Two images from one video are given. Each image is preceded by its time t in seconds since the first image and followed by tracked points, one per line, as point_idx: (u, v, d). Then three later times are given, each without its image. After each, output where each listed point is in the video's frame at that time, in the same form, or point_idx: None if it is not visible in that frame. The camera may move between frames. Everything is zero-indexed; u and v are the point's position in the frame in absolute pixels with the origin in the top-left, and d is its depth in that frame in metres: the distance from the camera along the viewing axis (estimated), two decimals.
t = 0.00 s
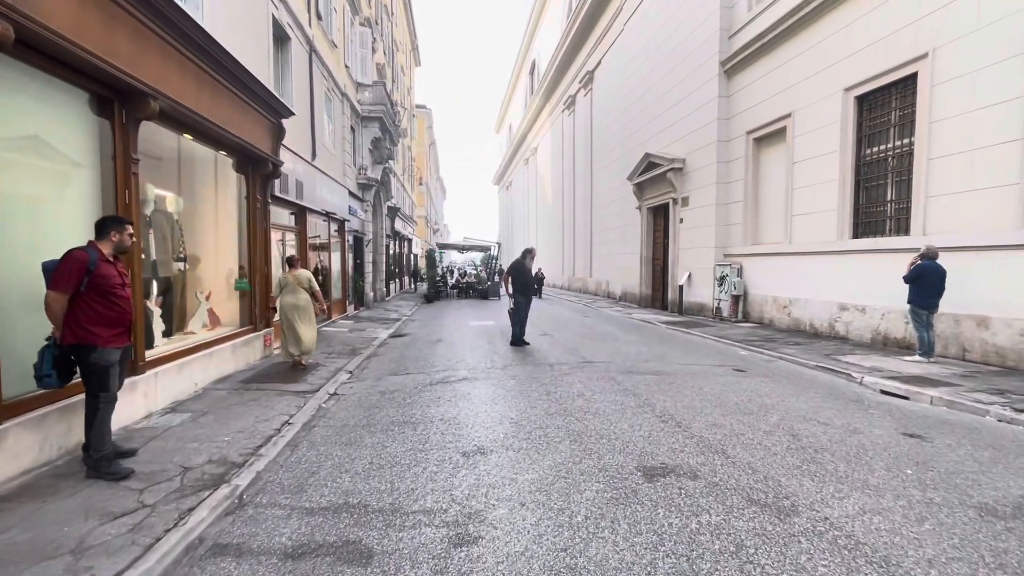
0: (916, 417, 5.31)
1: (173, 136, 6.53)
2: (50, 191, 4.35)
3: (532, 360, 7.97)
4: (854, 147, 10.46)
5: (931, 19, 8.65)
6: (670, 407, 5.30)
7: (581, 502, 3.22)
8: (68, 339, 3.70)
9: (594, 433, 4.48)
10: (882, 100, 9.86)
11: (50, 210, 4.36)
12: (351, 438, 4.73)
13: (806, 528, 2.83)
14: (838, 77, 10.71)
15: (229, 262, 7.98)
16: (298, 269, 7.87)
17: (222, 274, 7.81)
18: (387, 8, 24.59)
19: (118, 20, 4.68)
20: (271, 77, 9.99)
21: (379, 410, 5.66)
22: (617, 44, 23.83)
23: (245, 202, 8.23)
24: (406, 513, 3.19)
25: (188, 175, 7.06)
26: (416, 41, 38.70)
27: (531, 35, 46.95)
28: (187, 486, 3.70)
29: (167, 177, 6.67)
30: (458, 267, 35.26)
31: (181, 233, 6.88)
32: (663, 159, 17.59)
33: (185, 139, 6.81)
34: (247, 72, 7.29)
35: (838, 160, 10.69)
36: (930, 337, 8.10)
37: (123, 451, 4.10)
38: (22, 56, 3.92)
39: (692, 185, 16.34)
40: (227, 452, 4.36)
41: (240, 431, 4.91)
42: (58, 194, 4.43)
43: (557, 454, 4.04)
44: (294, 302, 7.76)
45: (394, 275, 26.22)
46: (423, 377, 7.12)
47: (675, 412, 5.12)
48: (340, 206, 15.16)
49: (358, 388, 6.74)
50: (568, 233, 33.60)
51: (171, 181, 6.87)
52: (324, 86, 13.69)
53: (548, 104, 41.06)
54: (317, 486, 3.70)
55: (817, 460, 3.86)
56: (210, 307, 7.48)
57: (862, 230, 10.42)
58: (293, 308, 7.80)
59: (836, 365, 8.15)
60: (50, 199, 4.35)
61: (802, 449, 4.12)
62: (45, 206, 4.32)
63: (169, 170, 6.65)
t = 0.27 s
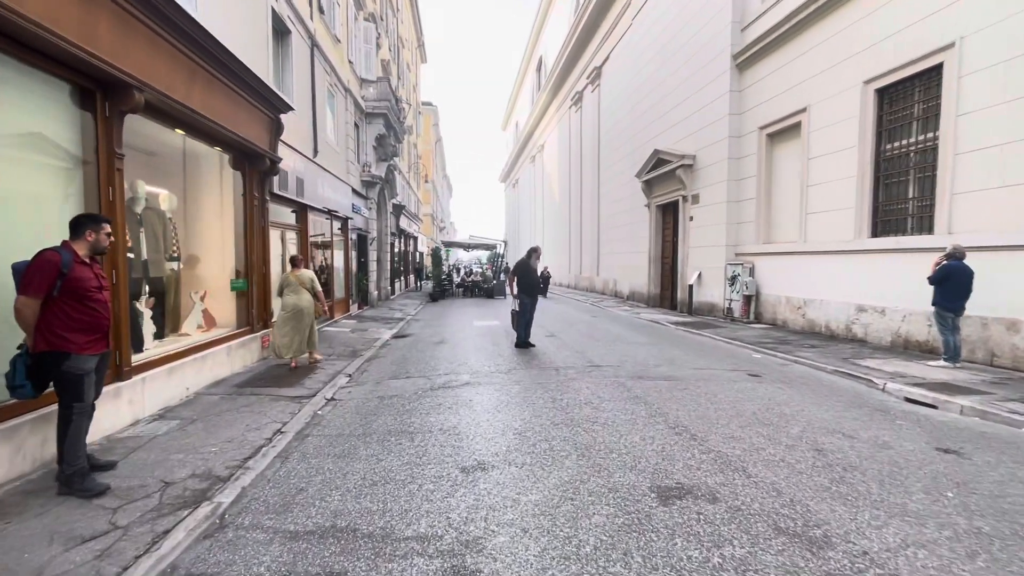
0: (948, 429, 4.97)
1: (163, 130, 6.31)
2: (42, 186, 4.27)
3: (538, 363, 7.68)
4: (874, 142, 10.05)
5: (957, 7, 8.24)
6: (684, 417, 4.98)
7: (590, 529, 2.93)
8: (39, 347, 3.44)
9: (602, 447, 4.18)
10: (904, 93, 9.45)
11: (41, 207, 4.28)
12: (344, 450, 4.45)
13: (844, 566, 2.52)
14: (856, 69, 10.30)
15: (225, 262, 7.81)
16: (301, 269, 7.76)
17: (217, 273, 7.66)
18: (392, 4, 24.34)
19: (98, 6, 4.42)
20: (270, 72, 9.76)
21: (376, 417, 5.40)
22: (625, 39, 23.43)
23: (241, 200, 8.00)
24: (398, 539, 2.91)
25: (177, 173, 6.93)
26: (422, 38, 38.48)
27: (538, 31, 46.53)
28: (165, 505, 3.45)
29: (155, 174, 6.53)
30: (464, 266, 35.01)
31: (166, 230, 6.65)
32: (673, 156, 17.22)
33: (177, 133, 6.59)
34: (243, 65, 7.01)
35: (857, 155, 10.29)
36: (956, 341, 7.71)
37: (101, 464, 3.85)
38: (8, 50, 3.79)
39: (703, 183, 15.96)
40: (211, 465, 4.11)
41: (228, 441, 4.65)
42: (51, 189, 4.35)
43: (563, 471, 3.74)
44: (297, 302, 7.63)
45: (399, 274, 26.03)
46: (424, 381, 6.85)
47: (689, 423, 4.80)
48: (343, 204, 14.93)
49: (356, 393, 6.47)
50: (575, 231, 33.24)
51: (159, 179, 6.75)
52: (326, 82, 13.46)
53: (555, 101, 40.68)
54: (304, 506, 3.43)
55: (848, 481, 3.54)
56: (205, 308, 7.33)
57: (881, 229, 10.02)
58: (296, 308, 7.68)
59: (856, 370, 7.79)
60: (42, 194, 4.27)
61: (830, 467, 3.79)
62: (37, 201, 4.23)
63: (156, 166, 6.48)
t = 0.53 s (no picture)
0: (981, 436, 4.71)
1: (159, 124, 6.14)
2: (42, 185, 4.15)
3: (545, 365, 7.46)
4: (892, 138, 9.76)
5: None
6: (701, 423, 4.74)
7: (607, 548, 2.70)
8: (24, 349, 3.24)
9: (616, 456, 3.95)
10: (924, 86, 9.15)
11: (40, 206, 4.16)
12: (344, 456, 4.24)
13: None
14: (873, 62, 10.00)
15: (226, 260, 7.62)
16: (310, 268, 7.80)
17: (217, 271, 7.47)
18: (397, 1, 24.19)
19: None
20: (273, 67, 9.59)
21: (379, 421, 5.19)
22: (632, 36, 23.15)
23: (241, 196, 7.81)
24: (399, 557, 2.69)
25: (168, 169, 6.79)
26: (428, 37, 38.34)
27: (543, 29, 46.29)
28: (153, 515, 3.25)
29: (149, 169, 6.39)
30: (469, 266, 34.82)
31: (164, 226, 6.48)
32: (681, 153, 16.95)
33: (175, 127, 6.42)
34: (244, 58, 6.82)
35: (873, 151, 10.00)
36: (980, 343, 7.43)
37: (90, 471, 3.67)
38: (7, 43, 3.72)
39: (713, 181, 15.68)
40: (205, 472, 3.91)
41: (224, 447, 4.45)
42: (50, 189, 4.23)
43: (575, 481, 3.52)
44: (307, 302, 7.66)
45: (404, 273, 25.90)
46: (428, 383, 6.65)
47: (706, 429, 4.56)
48: (347, 202, 14.76)
49: (358, 395, 6.27)
50: (581, 230, 32.98)
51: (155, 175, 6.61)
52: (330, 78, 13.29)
53: (560, 100, 40.43)
54: (300, 518, 3.22)
55: (883, 494, 3.28)
56: (204, 308, 7.15)
57: (899, 227, 9.72)
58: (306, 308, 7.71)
59: (875, 372, 7.52)
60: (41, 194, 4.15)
61: (861, 478, 3.54)
62: (35, 201, 4.12)
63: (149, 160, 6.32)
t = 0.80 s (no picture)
0: None
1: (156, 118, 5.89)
2: (22, 180, 3.88)
3: (557, 369, 7.17)
4: (917, 132, 9.38)
5: None
6: (726, 435, 4.43)
7: None
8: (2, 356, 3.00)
9: (639, 472, 3.66)
10: (952, 78, 8.77)
11: (24, 203, 3.90)
12: (347, 470, 3.97)
13: None
14: (897, 54, 9.62)
15: (228, 259, 7.38)
16: (319, 268, 7.81)
17: (219, 271, 7.24)
18: None
19: None
20: (276, 61, 9.36)
21: (384, 430, 4.92)
22: (642, 32, 22.79)
23: (243, 192, 7.55)
24: None
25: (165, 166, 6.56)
26: (434, 34, 38.10)
27: (551, 27, 45.95)
28: (139, 538, 2.99)
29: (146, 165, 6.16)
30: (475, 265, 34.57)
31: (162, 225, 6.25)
32: (693, 151, 16.59)
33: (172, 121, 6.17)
34: (244, 49, 6.55)
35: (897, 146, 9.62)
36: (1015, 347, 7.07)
37: (74, 487, 3.41)
38: None
39: (726, 178, 15.31)
40: (198, 487, 3.65)
41: (220, 458, 4.20)
42: (32, 185, 3.95)
43: (597, 502, 3.22)
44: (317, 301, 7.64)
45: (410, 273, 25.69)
46: (435, 388, 6.38)
47: (733, 442, 4.25)
48: (353, 200, 14.54)
49: (363, 401, 6.01)
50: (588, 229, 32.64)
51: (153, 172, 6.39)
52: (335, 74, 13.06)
53: (568, 98, 40.07)
54: (296, 542, 2.95)
55: (938, 520, 2.97)
56: (205, 308, 6.92)
57: (925, 225, 9.35)
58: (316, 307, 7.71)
59: (903, 378, 7.18)
60: (21, 190, 3.88)
61: (911, 500, 3.23)
62: (15, 197, 3.84)
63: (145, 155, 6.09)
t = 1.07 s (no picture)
0: None
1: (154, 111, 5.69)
2: (12, 175, 3.70)
3: (567, 370, 6.93)
4: (942, 124, 9.02)
5: None
6: (749, 442, 4.16)
7: None
8: None
9: (658, 483, 3.41)
10: (980, 68, 8.40)
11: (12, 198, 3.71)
12: (347, 478, 3.75)
13: None
14: (920, 43, 9.25)
15: (229, 257, 7.20)
16: (325, 265, 7.78)
17: (219, 269, 7.06)
18: None
19: None
20: (279, 54, 9.16)
21: (388, 435, 4.70)
22: (651, 25, 22.40)
23: (244, 188, 7.34)
24: None
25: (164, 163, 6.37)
26: (441, 30, 37.84)
27: (558, 23, 45.56)
28: (122, 553, 2.79)
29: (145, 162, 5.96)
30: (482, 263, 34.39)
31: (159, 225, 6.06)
32: (705, 146, 16.24)
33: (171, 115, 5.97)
34: (245, 40, 6.32)
35: (920, 139, 9.27)
36: None
37: (58, 496, 3.22)
38: None
39: (739, 173, 14.97)
40: (189, 497, 3.45)
41: (214, 464, 4.00)
42: (21, 180, 3.77)
43: (615, 518, 2.98)
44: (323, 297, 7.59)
45: (416, 271, 25.53)
46: (441, 390, 6.16)
47: (757, 450, 3.99)
48: (358, 197, 14.36)
49: (366, 403, 5.81)
50: (596, 227, 32.34)
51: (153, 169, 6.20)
52: (339, 69, 12.86)
53: (575, 94, 39.70)
54: (290, 560, 2.73)
55: (991, 541, 2.70)
56: (205, 308, 6.75)
57: (949, 221, 9.01)
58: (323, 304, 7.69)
59: (929, 380, 6.88)
60: (11, 185, 3.69)
61: (958, 518, 2.96)
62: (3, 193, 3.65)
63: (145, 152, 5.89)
